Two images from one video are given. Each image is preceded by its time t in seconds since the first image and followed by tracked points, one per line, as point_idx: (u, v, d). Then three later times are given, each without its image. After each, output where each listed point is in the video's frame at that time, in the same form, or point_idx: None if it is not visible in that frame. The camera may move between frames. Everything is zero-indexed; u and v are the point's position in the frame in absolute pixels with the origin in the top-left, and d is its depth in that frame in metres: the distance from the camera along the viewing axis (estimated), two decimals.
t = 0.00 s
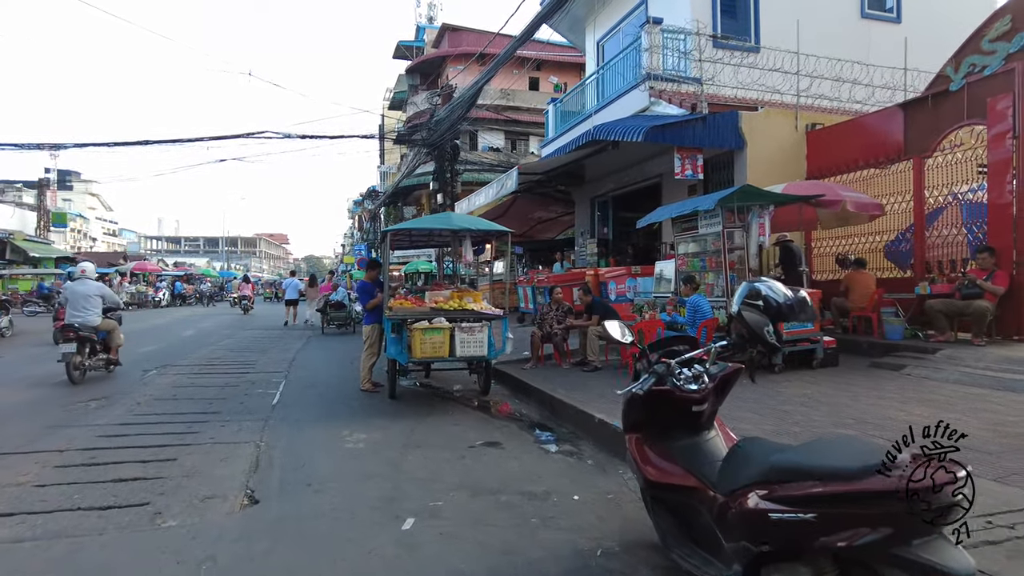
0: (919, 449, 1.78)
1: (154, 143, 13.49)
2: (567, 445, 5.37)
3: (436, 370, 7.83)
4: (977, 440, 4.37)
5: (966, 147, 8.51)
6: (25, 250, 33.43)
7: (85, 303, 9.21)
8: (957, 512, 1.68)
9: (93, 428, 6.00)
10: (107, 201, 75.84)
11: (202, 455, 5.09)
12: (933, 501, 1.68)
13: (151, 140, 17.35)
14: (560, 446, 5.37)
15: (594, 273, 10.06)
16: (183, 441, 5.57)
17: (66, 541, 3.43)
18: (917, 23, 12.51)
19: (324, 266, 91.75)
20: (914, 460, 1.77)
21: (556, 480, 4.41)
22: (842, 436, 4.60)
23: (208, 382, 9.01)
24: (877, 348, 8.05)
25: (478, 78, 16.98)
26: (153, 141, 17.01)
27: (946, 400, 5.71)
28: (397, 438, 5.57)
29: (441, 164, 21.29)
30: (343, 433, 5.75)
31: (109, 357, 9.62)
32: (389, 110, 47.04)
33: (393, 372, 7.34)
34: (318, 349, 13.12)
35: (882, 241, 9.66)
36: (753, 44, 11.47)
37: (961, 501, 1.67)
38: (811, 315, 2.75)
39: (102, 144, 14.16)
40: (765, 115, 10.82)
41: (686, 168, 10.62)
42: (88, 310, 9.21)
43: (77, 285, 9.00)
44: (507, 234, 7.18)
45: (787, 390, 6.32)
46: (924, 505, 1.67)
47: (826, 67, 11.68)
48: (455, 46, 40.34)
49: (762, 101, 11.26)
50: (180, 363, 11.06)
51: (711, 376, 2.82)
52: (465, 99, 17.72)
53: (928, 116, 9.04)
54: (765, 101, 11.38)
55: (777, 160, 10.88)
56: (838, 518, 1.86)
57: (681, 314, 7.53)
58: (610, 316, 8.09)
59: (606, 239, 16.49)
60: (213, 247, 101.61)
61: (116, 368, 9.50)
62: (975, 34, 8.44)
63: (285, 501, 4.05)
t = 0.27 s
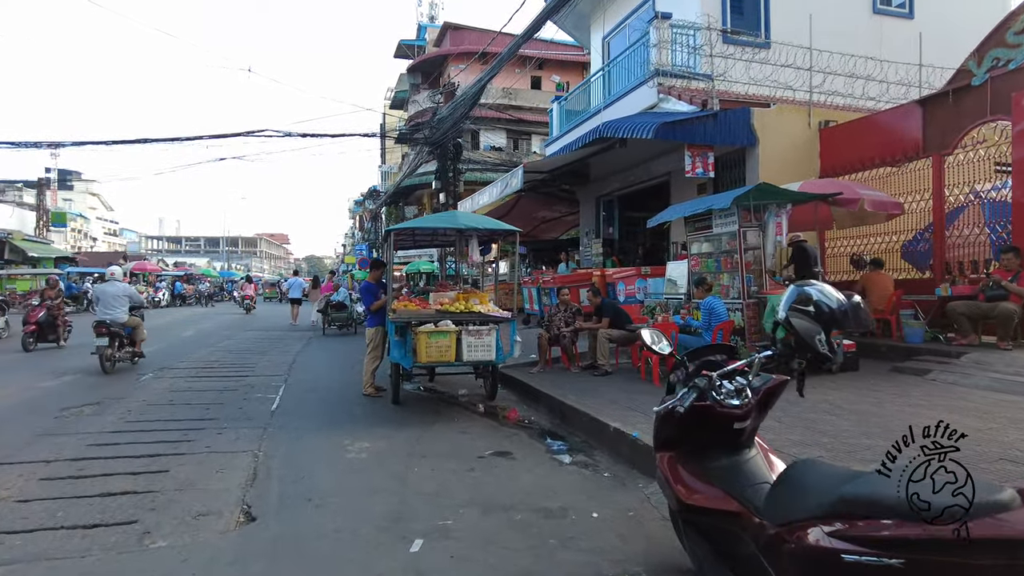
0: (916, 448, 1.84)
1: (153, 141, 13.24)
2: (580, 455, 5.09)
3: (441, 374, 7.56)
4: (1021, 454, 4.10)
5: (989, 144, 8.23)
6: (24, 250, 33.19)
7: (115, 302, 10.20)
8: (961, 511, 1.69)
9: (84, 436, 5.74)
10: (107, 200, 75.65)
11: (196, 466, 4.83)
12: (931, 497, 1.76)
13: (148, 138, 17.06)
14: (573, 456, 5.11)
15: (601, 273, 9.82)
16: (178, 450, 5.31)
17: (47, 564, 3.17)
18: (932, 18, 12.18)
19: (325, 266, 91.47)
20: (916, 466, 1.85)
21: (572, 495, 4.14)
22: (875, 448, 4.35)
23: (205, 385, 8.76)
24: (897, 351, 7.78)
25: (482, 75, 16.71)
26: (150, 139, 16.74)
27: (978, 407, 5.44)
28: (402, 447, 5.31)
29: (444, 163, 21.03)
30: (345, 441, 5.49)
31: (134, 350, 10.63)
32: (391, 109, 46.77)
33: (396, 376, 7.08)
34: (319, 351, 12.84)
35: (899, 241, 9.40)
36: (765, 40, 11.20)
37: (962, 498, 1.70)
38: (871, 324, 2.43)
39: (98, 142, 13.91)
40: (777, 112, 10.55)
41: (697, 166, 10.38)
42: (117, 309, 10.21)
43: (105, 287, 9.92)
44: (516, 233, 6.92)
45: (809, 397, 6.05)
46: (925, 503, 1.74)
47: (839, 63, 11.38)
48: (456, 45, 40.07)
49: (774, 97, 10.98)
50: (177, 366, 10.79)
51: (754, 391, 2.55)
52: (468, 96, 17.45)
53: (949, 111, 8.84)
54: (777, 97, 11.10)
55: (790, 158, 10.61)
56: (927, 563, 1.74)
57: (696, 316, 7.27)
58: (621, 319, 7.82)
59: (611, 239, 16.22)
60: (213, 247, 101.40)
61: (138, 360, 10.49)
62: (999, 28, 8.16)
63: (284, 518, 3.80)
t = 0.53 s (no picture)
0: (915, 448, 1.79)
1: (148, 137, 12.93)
2: (595, 463, 4.79)
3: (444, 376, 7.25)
4: None
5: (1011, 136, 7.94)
6: (21, 250, 32.88)
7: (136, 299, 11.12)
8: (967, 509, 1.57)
9: (69, 442, 5.43)
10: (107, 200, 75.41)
11: (186, 475, 4.52)
12: (928, 498, 1.67)
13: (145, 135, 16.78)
14: (587, 464, 4.80)
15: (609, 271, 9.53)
16: (167, 457, 5.02)
17: None
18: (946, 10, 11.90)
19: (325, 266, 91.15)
20: (916, 467, 1.78)
21: (589, 508, 3.84)
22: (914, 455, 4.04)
23: (201, 387, 8.46)
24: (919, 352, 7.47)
25: (484, 71, 16.41)
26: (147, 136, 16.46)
27: (1014, 412, 5.13)
28: (405, 454, 5.01)
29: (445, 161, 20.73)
30: (344, 447, 5.19)
31: (152, 343, 11.59)
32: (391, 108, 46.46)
33: (398, 378, 6.79)
34: (318, 352, 12.55)
35: (917, 238, 9.10)
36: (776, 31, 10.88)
37: (962, 496, 1.60)
38: (943, 324, 2.09)
39: (93, 138, 13.62)
40: (789, 105, 10.25)
41: (707, 161, 10.09)
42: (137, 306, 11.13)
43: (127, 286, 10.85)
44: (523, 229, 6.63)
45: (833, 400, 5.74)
46: (926, 505, 1.65)
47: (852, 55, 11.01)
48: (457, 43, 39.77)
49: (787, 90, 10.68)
50: (172, 367, 10.48)
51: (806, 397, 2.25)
52: (470, 92, 17.15)
53: (971, 103, 8.58)
54: (789, 90, 10.80)
55: (802, 153, 10.32)
56: None
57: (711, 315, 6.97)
58: (631, 317, 7.53)
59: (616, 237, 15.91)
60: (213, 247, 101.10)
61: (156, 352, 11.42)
62: None
63: (278, 534, 3.49)
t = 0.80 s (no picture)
0: (916, 449, 1.76)
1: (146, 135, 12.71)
2: (610, 478, 4.49)
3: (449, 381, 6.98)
4: None
5: None
6: (20, 249, 32.70)
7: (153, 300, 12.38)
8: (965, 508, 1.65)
9: (53, 452, 5.15)
10: (107, 200, 75.22)
11: (175, 492, 4.23)
12: (930, 495, 1.73)
13: (142, 133, 16.50)
14: (602, 479, 4.50)
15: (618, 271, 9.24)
16: (156, 470, 4.74)
17: None
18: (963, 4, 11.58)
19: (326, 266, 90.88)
20: (914, 466, 1.74)
21: (608, 530, 3.55)
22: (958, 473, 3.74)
23: (196, 392, 8.19)
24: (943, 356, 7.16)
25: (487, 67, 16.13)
26: (144, 134, 16.19)
27: None
28: (408, 467, 4.71)
29: (448, 159, 20.46)
30: (344, 460, 4.91)
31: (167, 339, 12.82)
32: (392, 108, 46.18)
33: (400, 384, 6.50)
34: (318, 354, 12.28)
35: (935, 237, 8.82)
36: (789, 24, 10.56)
37: (962, 499, 1.66)
38: None
39: (90, 137, 13.36)
40: (803, 101, 9.95)
41: (718, 158, 9.79)
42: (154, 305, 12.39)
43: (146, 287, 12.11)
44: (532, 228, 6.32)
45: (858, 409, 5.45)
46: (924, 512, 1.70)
47: (867, 49, 10.73)
48: (459, 41, 39.49)
49: (799, 86, 10.38)
50: (168, 370, 10.22)
51: (871, 420, 1.96)
52: (472, 89, 16.87)
53: (993, 97, 8.17)
54: (802, 85, 10.50)
55: (816, 149, 10.01)
56: None
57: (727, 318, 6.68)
58: (642, 320, 7.23)
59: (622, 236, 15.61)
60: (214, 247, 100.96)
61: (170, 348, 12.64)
62: None
63: (271, 561, 3.20)
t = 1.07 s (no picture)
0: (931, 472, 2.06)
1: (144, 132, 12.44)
2: (633, 489, 4.22)
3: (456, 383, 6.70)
4: None
5: None
6: (19, 249, 32.45)
7: (167, 297, 13.17)
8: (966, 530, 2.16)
9: (41, 459, 4.88)
10: (106, 200, 75.02)
11: (168, 503, 3.96)
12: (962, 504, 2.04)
13: (140, 130, 16.22)
14: (624, 489, 4.23)
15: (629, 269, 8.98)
16: (149, 477, 4.46)
17: None
18: None
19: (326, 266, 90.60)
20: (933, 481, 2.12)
21: (636, 547, 3.28)
22: (1012, 485, 3.46)
23: (193, 394, 7.92)
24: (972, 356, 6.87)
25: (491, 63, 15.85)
26: (143, 131, 15.92)
27: None
28: (416, 475, 4.44)
29: (451, 157, 20.19)
30: (348, 467, 4.64)
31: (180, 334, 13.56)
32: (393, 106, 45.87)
33: (406, 387, 6.22)
34: (320, 354, 12.01)
35: (959, 234, 8.54)
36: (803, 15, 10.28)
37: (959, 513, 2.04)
38: None
39: (87, 134, 13.09)
40: (818, 93, 9.65)
41: (731, 152, 9.53)
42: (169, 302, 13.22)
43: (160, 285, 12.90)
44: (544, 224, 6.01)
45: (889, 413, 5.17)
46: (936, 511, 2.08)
47: (884, 41, 10.44)
48: (461, 39, 39.18)
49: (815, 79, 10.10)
50: (166, 371, 9.95)
51: (970, 434, 1.61)
52: (476, 85, 16.59)
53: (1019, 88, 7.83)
54: (817, 78, 10.22)
55: (833, 144, 9.72)
56: None
57: (747, 317, 6.40)
58: (656, 319, 6.95)
59: (628, 234, 15.32)
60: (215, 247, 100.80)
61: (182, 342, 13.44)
62: None
63: None
